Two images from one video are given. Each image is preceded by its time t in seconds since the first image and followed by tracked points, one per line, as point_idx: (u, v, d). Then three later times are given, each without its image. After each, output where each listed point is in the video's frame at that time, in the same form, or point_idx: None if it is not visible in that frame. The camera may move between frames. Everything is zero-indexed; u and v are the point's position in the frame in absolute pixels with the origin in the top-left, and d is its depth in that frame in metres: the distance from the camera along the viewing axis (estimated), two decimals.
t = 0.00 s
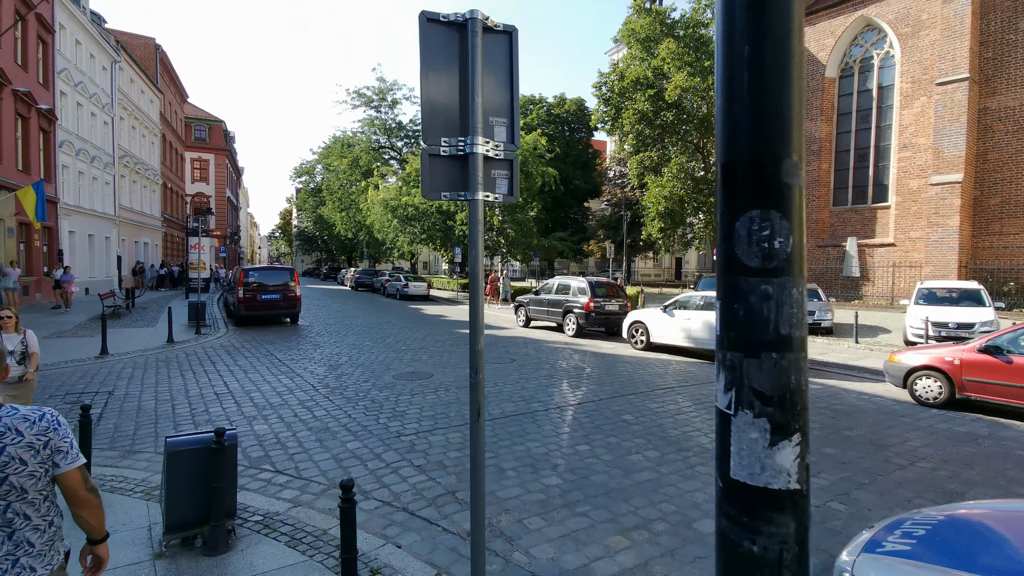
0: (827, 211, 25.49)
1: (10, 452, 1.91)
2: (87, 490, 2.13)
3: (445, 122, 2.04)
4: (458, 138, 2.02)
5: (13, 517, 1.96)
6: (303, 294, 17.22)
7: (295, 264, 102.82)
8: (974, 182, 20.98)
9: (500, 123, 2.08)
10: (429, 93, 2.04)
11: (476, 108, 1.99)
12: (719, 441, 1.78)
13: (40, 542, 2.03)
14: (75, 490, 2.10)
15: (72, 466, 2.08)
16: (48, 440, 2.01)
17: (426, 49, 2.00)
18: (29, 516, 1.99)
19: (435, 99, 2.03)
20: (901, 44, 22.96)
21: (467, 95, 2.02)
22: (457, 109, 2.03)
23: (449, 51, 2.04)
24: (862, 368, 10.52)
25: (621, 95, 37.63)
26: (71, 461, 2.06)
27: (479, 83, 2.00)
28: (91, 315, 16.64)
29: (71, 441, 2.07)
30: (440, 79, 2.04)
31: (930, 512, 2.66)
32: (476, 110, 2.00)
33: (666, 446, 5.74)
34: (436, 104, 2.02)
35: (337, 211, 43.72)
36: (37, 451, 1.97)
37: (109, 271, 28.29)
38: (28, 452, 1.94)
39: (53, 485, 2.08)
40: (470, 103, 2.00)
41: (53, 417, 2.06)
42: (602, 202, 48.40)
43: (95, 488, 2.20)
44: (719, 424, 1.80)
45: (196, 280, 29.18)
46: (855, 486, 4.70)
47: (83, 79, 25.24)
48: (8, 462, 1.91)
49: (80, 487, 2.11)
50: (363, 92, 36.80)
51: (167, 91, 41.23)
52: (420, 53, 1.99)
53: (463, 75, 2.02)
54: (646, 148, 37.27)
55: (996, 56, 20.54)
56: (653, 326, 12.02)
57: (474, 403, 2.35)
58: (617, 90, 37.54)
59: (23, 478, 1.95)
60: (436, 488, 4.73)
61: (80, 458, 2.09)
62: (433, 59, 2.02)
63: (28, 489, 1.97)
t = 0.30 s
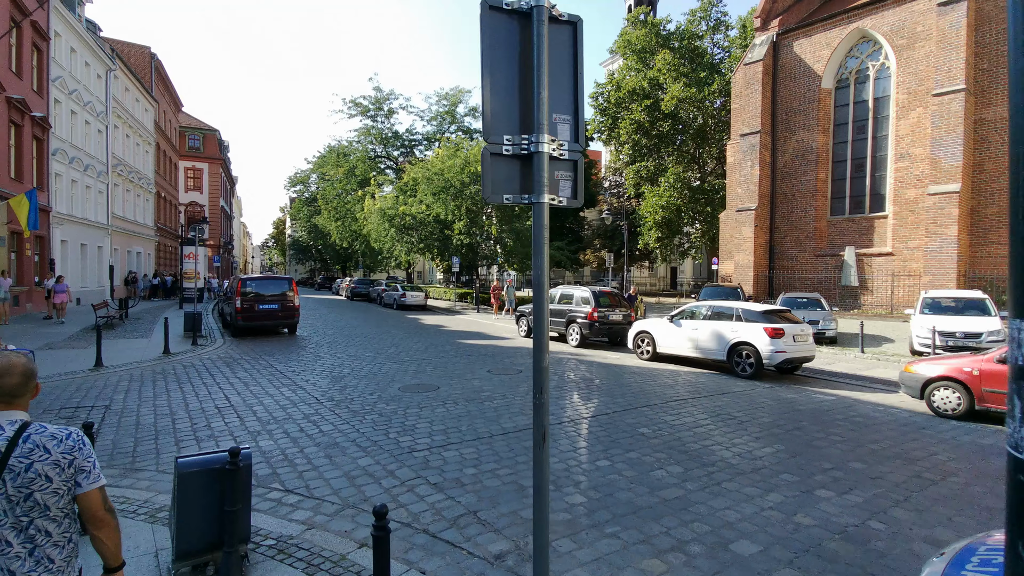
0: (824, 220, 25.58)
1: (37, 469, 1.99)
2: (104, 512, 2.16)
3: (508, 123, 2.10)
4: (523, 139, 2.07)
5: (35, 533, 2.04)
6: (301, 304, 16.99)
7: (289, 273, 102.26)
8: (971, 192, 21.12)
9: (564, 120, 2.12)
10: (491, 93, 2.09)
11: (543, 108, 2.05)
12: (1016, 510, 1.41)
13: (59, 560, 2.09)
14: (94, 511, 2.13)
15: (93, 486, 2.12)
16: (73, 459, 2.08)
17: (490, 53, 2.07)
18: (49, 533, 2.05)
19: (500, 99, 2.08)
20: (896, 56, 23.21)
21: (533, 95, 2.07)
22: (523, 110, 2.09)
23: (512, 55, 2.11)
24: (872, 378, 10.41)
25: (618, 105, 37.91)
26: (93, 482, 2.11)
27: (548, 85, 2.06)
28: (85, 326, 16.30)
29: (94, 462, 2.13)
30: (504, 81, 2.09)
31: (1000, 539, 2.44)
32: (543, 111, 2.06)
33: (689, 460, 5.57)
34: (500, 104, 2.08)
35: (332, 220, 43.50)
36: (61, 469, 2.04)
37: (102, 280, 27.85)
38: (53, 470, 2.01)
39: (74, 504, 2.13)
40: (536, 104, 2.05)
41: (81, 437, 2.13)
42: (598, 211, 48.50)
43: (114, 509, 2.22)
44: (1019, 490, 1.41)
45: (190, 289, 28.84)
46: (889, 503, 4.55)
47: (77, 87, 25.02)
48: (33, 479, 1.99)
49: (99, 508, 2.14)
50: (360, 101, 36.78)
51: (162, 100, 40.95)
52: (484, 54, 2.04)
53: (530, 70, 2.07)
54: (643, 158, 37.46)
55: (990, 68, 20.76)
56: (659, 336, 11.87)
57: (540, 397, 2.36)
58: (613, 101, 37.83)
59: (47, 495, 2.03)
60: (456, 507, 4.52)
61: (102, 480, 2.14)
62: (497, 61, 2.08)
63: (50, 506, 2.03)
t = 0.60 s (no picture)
0: (817, 230, 25.71)
1: (34, 475, 1.92)
2: (103, 516, 2.10)
3: (569, 121, 2.09)
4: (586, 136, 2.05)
5: (27, 544, 1.96)
6: (293, 313, 16.65)
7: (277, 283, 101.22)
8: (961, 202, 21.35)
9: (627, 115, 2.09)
10: (551, 91, 2.09)
11: (609, 100, 1.99)
12: None
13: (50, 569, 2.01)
14: (93, 515, 2.07)
15: (91, 491, 2.06)
16: (70, 464, 2.01)
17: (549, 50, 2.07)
18: (42, 543, 1.97)
19: (560, 94, 2.07)
20: (886, 67, 23.51)
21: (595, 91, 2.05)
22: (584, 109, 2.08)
23: (572, 52, 2.10)
24: (877, 388, 10.32)
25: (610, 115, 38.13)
26: (91, 486, 2.06)
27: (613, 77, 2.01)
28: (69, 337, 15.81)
29: (92, 466, 2.07)
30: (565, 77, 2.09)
31: None
32: (609, 105, 2.01)
33: (707, 475, 5.38)
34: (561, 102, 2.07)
35: (323, 229, 43.11)
36: (58, 475, 1.97)
37: (87, 290, 27.24)
38: (49, 476, 1.94)
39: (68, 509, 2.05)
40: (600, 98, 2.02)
41: (73, 441, 2.06)
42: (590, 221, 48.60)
43: (112, 513, 2.17)
44: None
45: (178, 299, 28.31)
46: (921, 521, 4.39)
47: (65, 93, 24.58)
48: (29, 486, 1.91)
49: (97, 512, 2.08)
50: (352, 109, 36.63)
51: (150, 107, 40.49)
52: (546, 47, 2.06)
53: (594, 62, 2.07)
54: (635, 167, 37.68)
55: (979, 79, 21.07)
56: (661, 346, 11.74)
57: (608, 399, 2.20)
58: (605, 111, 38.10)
59: (43, 502, 1.95)
60: (471, 530, 4.28)
61: (100, 483, 2.08)
62: (557, 59, 2.08)
63: (46, 513, 1.96)
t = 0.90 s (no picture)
0: (811, 242, 25.81)
1: None
2: (64, 547, 2.04)
3: (654, 106, 2.13)
4: (674, 122, 2.10)
5: None
6: (286, 327, 16.29)
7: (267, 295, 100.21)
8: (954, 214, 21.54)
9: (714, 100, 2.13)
10: (634, 80, 2.16)
11: (700, 84, 2.05)
12: None
13: None
14: (52, 547, 2.00)
15: (51, 522, 1.99)
16: (29, 494, 1.92)
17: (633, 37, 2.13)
18: None
19: (644, 83, 2.12)
20: (877, 81, 23.81)
21: (681, 77, 2.11)
22: (670, 93, 2.13)
23: (656, 40, 2.16)
24: (885, 401, 10.17)
25: (603, 127, 38.36)
26: (51, 517, 1.98)
27: (702, 60, 2.07)
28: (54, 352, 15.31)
29: (52, 496, 1.99)
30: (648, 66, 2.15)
31: None
32: (700, 89, 2.06)
33: (730, 495, 5.15)
34: (646, 90, 2.12)
35: (315, 241, 42.74)
36: (17, 505, 1.87)
37: (72, 303, 26.60)
38: (8, 507, 1.85)
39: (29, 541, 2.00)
40: (688, 82, 2.07)
41: (35, 470, 1.99)
42: (583, 232, 48.66)
43: (72, 546, 2.10)
44: None
45: (166, 312, 27.77)
46: (963, 545, 4.18)
47: (52, 103, 24.17)
48: None
49: (56, 543, 2.01)
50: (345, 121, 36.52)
51: (139, 118, 40.06)
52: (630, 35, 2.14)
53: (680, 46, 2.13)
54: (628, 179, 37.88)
55: (970, 93, 21.35)
56: (665, 359, 11.55)
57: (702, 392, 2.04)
58: (598, 123, 38.38)
59: None
60: (489, 557, 4.02)
61: (61, 513, 2.01)
62: (643, 47, 2.14)
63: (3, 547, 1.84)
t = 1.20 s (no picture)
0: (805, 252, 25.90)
1: None
2: (31, 565, 2.41)
3: (762, 93, 2.02)
4: (785, 110, 1.98)
5: None
6: (279, 337, 15.94)
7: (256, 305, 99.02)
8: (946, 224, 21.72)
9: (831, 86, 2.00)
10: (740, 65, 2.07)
11: (817, 67, 1.94)
12: None
13: None
14: (20, 564, 2.39)
15: (18, 539, 2.38)
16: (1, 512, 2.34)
17: (743, 19, 2.03)
18: None
19: (753, 66, 2.02)
20: (867, 93, 24.08)
21: (796, 59, 2.00)
22: (780, 78, 2.02)
23: (766, 20, 2.06)
24: (891, 413, 10.05)
25: (595, 138, 38.47)
26: (16, 535, 2.38)
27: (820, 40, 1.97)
28: (36, 364, 14.82)
29: (16, 514, 2.38)
30: (757, 52, 2.04)
31: None
32: (818, 72, 1.94)
33: (752, 514, 4.95)
34: (755, 76, 2.02)
35: (306, 250, 42.27)
36: None
37: (56, 313, 25.97)
38: None
39: None
40: (803, 65, 1.97)
41: (8, 493, 2.40)
42: (576, 242, 48.65)
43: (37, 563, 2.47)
44: None
45: (152, 322, 27.18)
46: (1002, 567, 4.00)
47: (39, 110, 23.73)
48: None
49: (24, 562, 2.39)
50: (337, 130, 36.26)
51: (127, 125, 39.53)
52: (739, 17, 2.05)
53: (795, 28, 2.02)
54: (621, 189, 37.97)
55: (960, 105, 21.64)
56: (668, 370, 11.40)
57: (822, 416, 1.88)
58: (591, 133, 38.50)
59: None
60: None
61: (25, 533, 2.40)
62: (753, 29, 2.04)
63: None
